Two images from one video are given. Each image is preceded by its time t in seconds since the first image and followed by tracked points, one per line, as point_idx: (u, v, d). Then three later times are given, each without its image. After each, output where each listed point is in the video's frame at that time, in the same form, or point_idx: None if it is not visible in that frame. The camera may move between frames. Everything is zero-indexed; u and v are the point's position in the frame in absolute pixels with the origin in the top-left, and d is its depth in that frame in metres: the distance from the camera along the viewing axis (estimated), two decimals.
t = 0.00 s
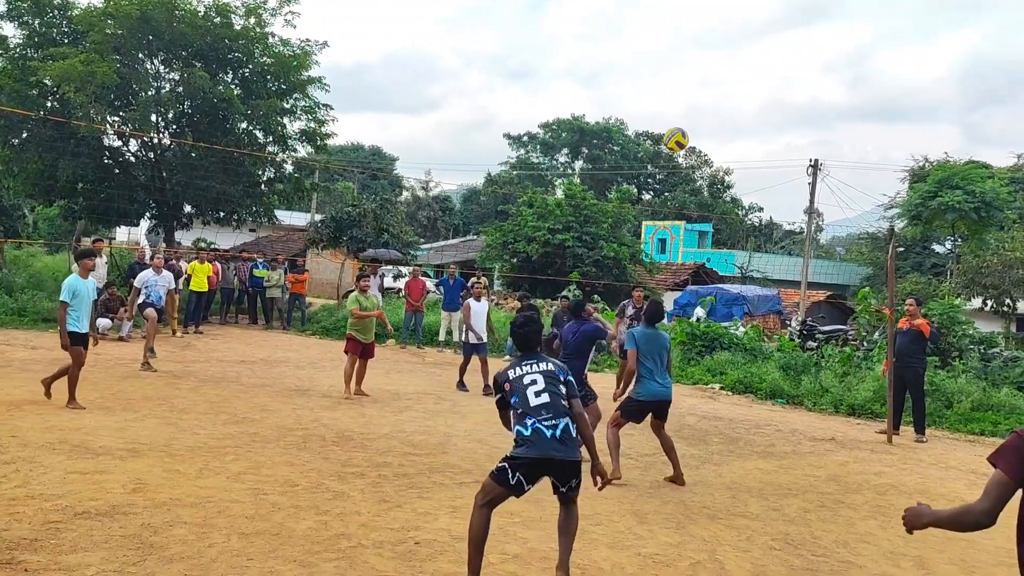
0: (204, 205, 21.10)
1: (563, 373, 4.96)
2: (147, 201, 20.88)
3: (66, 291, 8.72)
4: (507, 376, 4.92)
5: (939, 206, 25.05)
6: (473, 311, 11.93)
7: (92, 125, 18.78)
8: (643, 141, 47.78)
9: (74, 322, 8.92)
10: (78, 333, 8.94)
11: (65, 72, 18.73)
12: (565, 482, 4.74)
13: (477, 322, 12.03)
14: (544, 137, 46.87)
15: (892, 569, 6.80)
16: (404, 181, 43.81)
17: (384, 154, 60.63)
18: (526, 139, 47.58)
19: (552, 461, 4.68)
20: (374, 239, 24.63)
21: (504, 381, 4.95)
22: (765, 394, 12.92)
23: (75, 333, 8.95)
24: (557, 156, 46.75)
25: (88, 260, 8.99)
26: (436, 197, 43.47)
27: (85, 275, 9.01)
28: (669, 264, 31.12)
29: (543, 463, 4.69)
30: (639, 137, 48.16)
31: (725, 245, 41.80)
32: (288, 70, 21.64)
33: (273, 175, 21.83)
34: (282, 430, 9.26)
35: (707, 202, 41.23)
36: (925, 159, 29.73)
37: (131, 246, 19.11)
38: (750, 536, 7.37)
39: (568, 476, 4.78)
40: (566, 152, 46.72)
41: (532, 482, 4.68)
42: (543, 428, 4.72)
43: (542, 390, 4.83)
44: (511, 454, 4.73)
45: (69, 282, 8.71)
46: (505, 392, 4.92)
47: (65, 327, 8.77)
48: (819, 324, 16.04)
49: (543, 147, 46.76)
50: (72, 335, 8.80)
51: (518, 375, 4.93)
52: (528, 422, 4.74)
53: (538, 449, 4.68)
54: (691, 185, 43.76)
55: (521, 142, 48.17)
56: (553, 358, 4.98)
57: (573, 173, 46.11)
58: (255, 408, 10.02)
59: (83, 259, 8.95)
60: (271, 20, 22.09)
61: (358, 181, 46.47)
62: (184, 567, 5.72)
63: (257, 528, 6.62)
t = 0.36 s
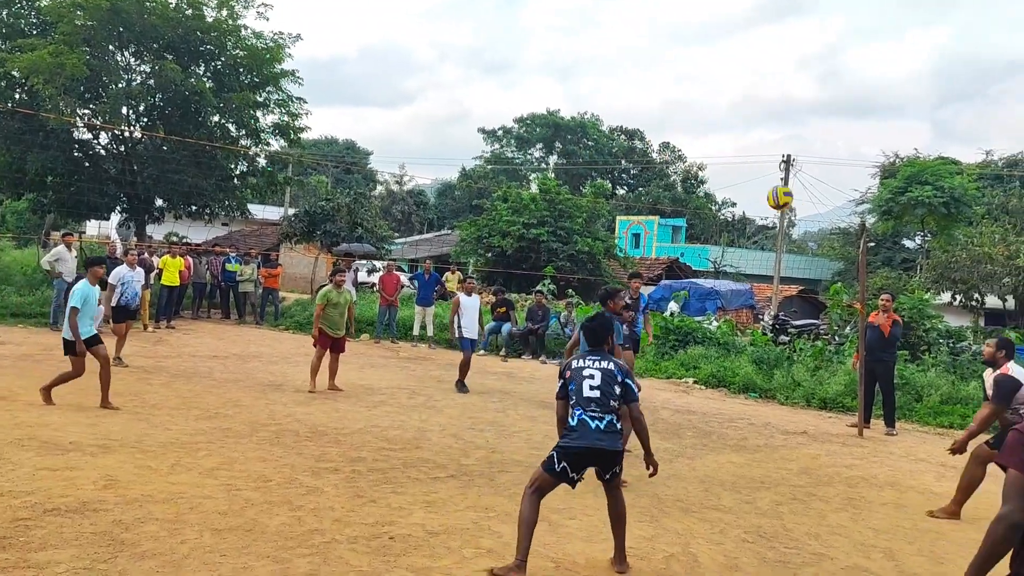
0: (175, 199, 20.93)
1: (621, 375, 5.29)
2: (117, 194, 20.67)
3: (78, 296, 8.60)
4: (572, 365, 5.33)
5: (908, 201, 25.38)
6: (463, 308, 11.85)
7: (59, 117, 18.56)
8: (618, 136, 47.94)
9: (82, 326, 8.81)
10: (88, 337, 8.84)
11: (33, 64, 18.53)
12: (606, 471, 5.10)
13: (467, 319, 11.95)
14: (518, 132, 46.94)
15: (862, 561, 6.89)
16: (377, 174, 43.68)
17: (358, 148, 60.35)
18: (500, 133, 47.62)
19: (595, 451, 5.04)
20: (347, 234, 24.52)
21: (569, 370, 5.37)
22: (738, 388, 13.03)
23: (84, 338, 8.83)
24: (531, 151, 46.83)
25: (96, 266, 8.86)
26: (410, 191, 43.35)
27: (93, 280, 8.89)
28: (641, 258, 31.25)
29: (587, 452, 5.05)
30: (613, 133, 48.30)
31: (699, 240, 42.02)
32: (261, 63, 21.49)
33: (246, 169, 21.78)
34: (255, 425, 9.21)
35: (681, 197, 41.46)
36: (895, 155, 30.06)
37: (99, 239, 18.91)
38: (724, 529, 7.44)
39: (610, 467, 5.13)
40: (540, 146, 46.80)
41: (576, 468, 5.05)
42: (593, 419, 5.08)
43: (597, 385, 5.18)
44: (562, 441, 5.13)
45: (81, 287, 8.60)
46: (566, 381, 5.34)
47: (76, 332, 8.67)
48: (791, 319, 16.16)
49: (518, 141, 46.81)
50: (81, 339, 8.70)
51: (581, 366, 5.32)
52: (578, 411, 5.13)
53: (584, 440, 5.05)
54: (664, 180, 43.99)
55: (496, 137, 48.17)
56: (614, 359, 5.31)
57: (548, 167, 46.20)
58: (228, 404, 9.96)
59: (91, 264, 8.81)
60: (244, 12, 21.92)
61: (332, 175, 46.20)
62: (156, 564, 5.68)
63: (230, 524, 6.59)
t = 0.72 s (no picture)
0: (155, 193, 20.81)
1: (610, 350, 5.33)
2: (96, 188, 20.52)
3: (62, 289, 8.60)
4: (562, 345, 5.40)
5: (887, 195, 25.61)
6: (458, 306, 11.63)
7: (35, 111, 18.39)
8: (600, 130, 47.99)
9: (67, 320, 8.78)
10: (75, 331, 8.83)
11: (8, 57, 18.34)
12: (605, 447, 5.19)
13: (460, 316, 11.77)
14: (501, 126, 46.90)
15: (840, 551, 6.97)
16: (359, 168, 43.52)
17: (339, 143, 60.09)
18: (483, 127, 47.60)
19: (590, 429, 5.11)
20: (328, 228, 24.45)
21: (559, 350, 5.43)
22: (719, 381, 13.13)
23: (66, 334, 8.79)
24: (513, 145, 46.83)
25: (77, 260, 8.88)
26: (392, 185, 43.24)
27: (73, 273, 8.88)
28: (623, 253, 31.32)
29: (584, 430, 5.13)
30: (595, 127, 48.32)
31: (681, 234, 42.15)
32: (241, 56, 21.30)
33: (226, 163, 21.54)
34: (235, 420, 9.18)
35: (663, 191, 41.57)
36: (874, 150, 30.26)
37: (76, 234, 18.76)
38: (703, 521, 7.49)
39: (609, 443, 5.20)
40: (522, 140, 46.78)
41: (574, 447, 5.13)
42: (585, 399, 5.15)
43: (588, 364, 5.24)
44: (559, 422, 5.21)
45: (66, 280, 8.62)
46: (558, 361, 5.42)
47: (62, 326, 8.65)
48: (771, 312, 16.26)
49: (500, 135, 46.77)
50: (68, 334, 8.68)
51: (571, 346, 5.38)
52: (572, 392, 5.21)
53: (579, 419, 5.13)
54: (646, 174, 44.10)
55: (478, 131, 48.07)
56: (602, 336, 5.34)
57: (530, 162, 46.21)
58: (208, 399, 9.93)
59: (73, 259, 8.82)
60: (223, 5, 21.72)
61: (314, 169, 45.97)
62: (134, 561, 5.67)
63: (210, 519, 6.58)
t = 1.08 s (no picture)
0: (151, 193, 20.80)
1: (644, 367, 5.28)
2: (92, 188, 20.49)
3: (28, 282, 8.51)
4: (600, 357, 5.43)
5: (880, 194, 25.73)
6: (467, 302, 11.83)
7: (31, 111, 18.39)
8: (595, 129, 48.02)
9: (34, 312, 8.70)
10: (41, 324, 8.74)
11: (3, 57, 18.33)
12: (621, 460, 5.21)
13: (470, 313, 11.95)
14: (497, 125, 46.95)
15: (836, 549, 6.98)
16: (354, 168, 43.47)
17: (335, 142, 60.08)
18: (478, 126, 47.63)
19: (606, 442, 5.16)
20: (325, 228, 24.44)
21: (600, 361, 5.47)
22: (715, 379, 13.15)
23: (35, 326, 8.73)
24: (509, 144, 46.85)
25: (44, 249, 8.76)
26: (388, 184, 43.22)
27: (43, 265, 8.76)
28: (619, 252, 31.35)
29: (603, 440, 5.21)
30: (591, 125, 48.32)
31: (677, 233, 42.19)
32: (237, 56, 21.26)
33: (222, 163, 21.42)
34: (231, 420, 9.17)
35: (659, 190, 41.63)
36: (870, 148, 30.31)
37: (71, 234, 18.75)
38: (700, 519, 7.50)
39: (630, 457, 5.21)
40: (518, 139, 46.82)
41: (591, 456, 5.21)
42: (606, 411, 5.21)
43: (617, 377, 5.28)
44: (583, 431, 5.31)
45: (31, 272, 8.52)
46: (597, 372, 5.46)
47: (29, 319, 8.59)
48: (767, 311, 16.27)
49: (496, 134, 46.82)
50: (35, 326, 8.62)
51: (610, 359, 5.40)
52: (598, 404, 5.27)
53: (595, 430, 5.22)
54: (642, 173, 44.13)
55: (474, 130, 48.05)
56: (640, 352, 5.32)
57: (526, 160, 46.23)
58: (205, 398, 9.92)
59: (40, 249, 8.70)
60: (218, 5, 21.68)
61: (309, 168, 45.88)
62: (131, 560, 5.67)
63: (207, 519, 6.57)
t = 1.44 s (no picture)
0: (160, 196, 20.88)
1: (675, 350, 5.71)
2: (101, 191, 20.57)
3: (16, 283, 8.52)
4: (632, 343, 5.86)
5: (889, 195, 25.66)
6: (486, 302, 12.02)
7: (41, 114, 18.48)
8: (603, 130, 47.99)
9: (18, 313, 8.69)
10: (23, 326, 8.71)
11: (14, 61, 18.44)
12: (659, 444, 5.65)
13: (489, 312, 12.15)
14: (504, 126, 47.02)
15: (847, 551, 6.95)
16: (362, 170, 43.54)
17: (343, 144, 60.25)
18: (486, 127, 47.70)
19: (648, 425, 5.65)
20: (333, 229, 24.48)
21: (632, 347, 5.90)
22: (724, 380, 13.13)
23: (17, 326, 8.72)
24: (516, 145, 46.89)
25: (42, 253, 8.78)
26: (395, 186, 43.27)
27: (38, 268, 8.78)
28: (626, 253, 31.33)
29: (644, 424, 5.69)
30: (599, 126, 48.28)
31: (685, 234, 42.12)
32: (244, 58, 21.32)
33: (230, 166, 21.58)
34: (241, 422, 9.19)
35: (667, 191, 41.59)
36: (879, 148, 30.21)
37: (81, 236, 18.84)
38: (709, 521, 7.49)
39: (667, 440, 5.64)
40: (525, 141, 46.87)
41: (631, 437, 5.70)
42: (649, 398, 5.68)
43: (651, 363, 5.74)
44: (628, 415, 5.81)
45: (20, 273, 8.53)
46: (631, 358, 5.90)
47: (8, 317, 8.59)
48: (776, 311, 16.24)
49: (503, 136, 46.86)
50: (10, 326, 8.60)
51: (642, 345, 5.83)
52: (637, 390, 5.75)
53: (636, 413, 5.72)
54: (650, 174, 44.07)
55: (481, 131, 48.10)
56: (670, 338, 5.72)
57: (533, 162, 46.25)
58: (215, 400, 9.95)
59: (38, 251, 8.72)
60: (227, 8, 21.74)
61: (317, 170, 46.00)
62: (142, 562, 5.68)
63: (217, 521, 6.59)
